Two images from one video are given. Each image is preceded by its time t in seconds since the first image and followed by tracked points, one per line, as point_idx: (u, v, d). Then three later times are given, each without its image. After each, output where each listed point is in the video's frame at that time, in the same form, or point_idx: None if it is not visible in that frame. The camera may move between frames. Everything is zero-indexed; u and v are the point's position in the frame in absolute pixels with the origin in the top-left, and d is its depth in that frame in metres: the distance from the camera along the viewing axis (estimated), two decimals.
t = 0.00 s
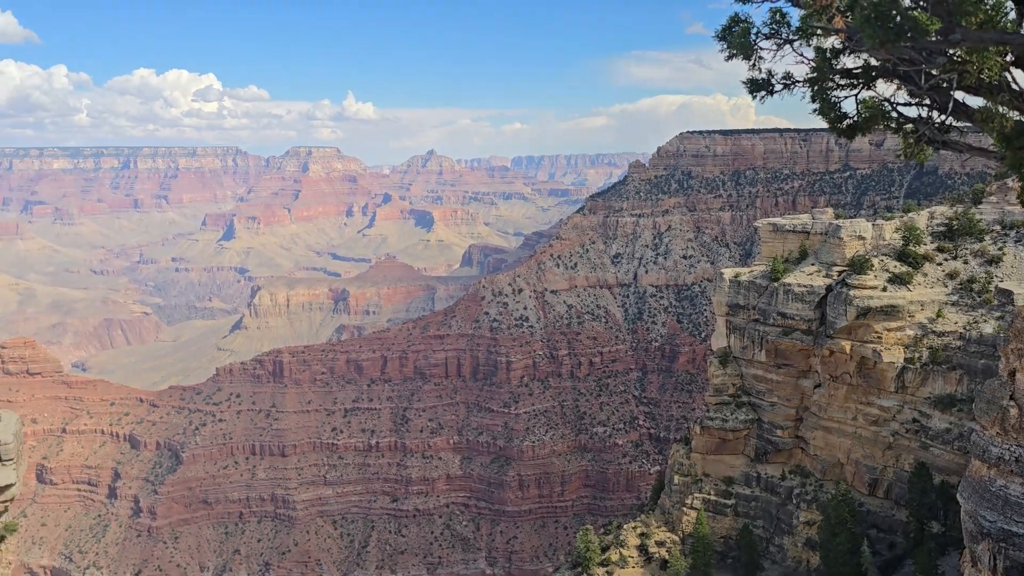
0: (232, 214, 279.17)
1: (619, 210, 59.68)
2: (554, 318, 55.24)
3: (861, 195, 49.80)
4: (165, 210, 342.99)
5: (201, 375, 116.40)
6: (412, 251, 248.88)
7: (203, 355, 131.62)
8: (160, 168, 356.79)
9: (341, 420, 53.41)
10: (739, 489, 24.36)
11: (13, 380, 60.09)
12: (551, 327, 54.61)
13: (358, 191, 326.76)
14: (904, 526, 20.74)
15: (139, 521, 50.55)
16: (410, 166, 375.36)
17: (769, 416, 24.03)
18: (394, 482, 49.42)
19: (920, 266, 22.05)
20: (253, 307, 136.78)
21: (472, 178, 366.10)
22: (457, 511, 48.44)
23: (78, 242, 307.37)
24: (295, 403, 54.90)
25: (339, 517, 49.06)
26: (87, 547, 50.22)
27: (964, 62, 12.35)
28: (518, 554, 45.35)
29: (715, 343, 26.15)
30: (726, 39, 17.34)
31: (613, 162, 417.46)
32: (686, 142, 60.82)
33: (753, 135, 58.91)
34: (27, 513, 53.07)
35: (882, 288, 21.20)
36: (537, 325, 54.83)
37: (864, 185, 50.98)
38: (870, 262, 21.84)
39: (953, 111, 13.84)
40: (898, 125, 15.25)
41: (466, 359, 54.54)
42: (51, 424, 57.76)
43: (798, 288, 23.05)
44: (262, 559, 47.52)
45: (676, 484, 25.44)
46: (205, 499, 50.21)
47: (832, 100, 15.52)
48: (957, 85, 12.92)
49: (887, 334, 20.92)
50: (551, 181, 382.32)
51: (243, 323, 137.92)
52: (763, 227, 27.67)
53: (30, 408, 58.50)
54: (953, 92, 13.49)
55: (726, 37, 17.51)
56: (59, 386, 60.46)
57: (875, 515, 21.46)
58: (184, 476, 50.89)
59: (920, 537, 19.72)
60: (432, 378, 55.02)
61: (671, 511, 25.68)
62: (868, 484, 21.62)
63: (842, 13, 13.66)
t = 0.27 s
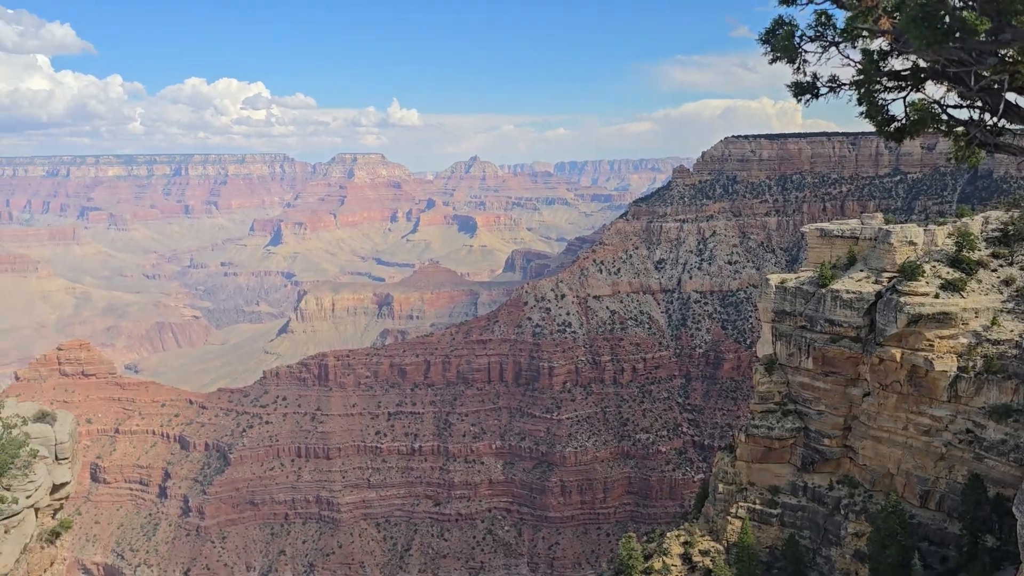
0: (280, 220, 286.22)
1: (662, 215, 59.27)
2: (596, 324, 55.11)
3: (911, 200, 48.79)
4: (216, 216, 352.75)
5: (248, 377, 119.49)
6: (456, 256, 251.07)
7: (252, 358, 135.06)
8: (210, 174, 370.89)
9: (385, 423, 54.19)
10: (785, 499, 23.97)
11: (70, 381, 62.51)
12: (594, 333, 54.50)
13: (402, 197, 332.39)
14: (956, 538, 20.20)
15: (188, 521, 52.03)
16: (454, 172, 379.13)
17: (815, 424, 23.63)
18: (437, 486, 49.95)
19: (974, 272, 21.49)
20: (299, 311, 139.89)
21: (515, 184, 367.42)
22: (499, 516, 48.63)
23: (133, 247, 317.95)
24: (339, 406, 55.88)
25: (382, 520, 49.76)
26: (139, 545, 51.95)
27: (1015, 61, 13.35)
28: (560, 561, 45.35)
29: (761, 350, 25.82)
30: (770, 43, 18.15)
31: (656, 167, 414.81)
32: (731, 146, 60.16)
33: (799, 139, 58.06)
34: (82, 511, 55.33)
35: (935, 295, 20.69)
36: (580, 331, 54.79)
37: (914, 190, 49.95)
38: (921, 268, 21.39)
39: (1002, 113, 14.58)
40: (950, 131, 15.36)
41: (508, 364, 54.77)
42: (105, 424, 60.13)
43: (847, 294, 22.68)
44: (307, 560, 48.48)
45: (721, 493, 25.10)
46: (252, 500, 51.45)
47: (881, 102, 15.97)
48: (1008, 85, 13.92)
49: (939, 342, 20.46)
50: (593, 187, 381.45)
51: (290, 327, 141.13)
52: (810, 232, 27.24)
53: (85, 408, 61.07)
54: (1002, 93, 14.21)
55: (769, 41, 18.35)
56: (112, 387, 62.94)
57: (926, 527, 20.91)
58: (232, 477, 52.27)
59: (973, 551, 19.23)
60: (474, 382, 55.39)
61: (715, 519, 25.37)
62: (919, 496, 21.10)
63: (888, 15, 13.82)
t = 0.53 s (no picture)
0: (326, 227, 292.04)
1: (706, 223, 58.68)
2: (640, 332, 54.87)
3: (964, 206, 47.54)
4: (264, 223, 361.08)
5: (294, 382, 122.01)
6: (498, 262, 252.08)
7: (298, 363, 137.91)
8: (258, 182, 380.76)
9: (428, 429, 54.77)
10: (832, 511, 23.41)
11: (123, 384, 64.80)
12: (636, 341, 54.29)
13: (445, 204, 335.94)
14: (1012, 555, 19.54)
15: (235, 522, 53.22)
16: (497, 179, 381.50)
17: (864, 434, 23.15)
18: (479, 492, 50.32)
19: None
20: (345, 317, 142.38)
21: (558, 191, 367.58)
22: (541, 523, 48.73)
23: (185, 254, 327.18)
24: (383, 412, 56.71)
25: (425, 525, 50.29)
26: (187, 545, 53.35)
27: None
28: (603, 569, 45.22)
29: (807, 359, 25.50)
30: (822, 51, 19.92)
31: (701, 174, 410.79)
32: (777, 152, 59.28)
33: (847, 145, 57.04)
34: (134, 512, 57.15)
35: (988, 304, 20.27)
36: (623, 339, 54.63)
37: (967, 196, 48.69)
38: (974, 277, 20.96)
39: None
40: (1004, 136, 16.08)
41: (551, 371, 54.82)
42: (156, 427, 62.25)
43: (896, 303, 22.30)
44: (351, 563, 49.22)
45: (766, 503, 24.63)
46: (298, 503, 52.47)
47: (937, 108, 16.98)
48: None
49: (993, 351, 19.99)
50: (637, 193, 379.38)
51: (335, 332, 143.68)
52: (859, 239, 26.83)
53: (137, 410, 63.24)
54: None
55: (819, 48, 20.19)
56: (162, 390, 65.04)
57: (980, 542, 20.31)
58: (278, 481, 53.40)
59: None
60: (517, 389, 55.60)
61: (760, 530, 24.83)
62: (973, 510, 20.50)
63: (943, 27, 15.59)
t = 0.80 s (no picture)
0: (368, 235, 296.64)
1: (749, 230, 57.95)
2: (681, 340, 54.42)
3: (1017, 213, 46.23)
4: (307, 230, 367.93)
5: (337, 387, 124.12)
6: (539, 270, 252.36)
7: (340, 368, 140.21)
8: (302, 190, 388.71)
9: (468, 436, 55.14)
10: (879, 524, 22.77)
11: (170, 388, 66.79)
12: (678, 349, 53.87)
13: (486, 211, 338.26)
14: None
15: (278, 526, 54.27)
16: (537, 187, 382.54)
17: (912, 446, 22.60)
18: (519, 500, 50.47)
19: None
20: (386, 323, 144.33)
21: (599, 199, 366.72)
22: (581, 531, 48.59)
23: (230, 260, 335.08)
24: (423, 418, 57.29)
25: (464, 532, 50.59)
26: (231, 549, 54.52)
27: None
28: None
29: (852, 369, 25.04)
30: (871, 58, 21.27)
31: (744, 180, 405.88)
32: (821, 158, 58.33)
33: (894, 151, 55.92)
34: (179, 514, 58.88)
35: None
36: (664, 347, 54.20)
37: (1020, 203, 47.35)
38: None
39: None
40: None
41: (591, 379, 54.66)
42: (201, 430, 63.92)
43: (946, 311, 21.84)
44: (391, 568, 49.78)
45: (810, 515, 24.07)
46: (339, 507, 53.30)
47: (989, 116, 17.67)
48: None
49: None
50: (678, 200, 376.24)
51: (377, 339, 145.70)
52: (906, 247, 26.28)
53: (184, 414, 65.03)
54: None
55: (868, 56, 21.58)
56: (208, 395, 66.88)
57: None
58: (319, 485, 54.37)
59: None
60: (556, 397, 55.62)
61: (804, 543, 24.22)
62: None
63: (997, 33, 16.85)
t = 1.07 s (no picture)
0: (405, 242, 299.75)
1: (788, 238, 57.15)
2: (719, 349, 53.89)
3: None
4: (345, 238, 373.22)
5: (374, 393, 125.45)
6: (575, 277, 251.80)
7: (377, 374, 141.73)
8: (340, 198, 394.78)
9: (504, 443, 55.35)
10: (923, 538, 22.24)
11: (210, 393, 68.28)
12: (716, 358, 53.38)
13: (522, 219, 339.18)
14: None
15: (316, 531, 54.99)
16: (573, 194, 382.34)
17: (957, 459, 22.11)
18: (554, 508, 50.40)
19: None
20: (423, 330, 145.54)
21: (636, 206, 364.95)
22: (616, 541, 48.29)
23: (270, 267, 341.30)
24: (460, 425, 57.68)
25: (499, 540, 50.64)
26: (270, 553, 55.42)
27: None
28: None
29: (894, 380, 24.56)
30: (914, 69, 21.69)
31: (783, 187, 400.12)
32: (863, 165, 57.29)
33: (938, 157, 54.71)
34: (219, 517, 59.99)
35: None
36: (701, 356, 53.73)
37: None
38: None
39: None
40: None
41: (627, 388, 54.44)
42: (241, 435, 65.25)
43: (993, 322, 21.36)
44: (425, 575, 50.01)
45: (852, 528, 23.57)
46: (375, 513, 53.82)
47: None
48: None
49: None
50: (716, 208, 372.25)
51: (413, 345, 146.89)
52: (951, 255, 25.66)
53: (224, 419, 66.42)
54: None
55: (911, 66, 21.97)
56: (248, 400, 68.25)
57: None
58: (356, 491, 55.07)
59: None
60: (592, 406, 55.51)
61: (845, 557, 23.64)
62: None
63: None
